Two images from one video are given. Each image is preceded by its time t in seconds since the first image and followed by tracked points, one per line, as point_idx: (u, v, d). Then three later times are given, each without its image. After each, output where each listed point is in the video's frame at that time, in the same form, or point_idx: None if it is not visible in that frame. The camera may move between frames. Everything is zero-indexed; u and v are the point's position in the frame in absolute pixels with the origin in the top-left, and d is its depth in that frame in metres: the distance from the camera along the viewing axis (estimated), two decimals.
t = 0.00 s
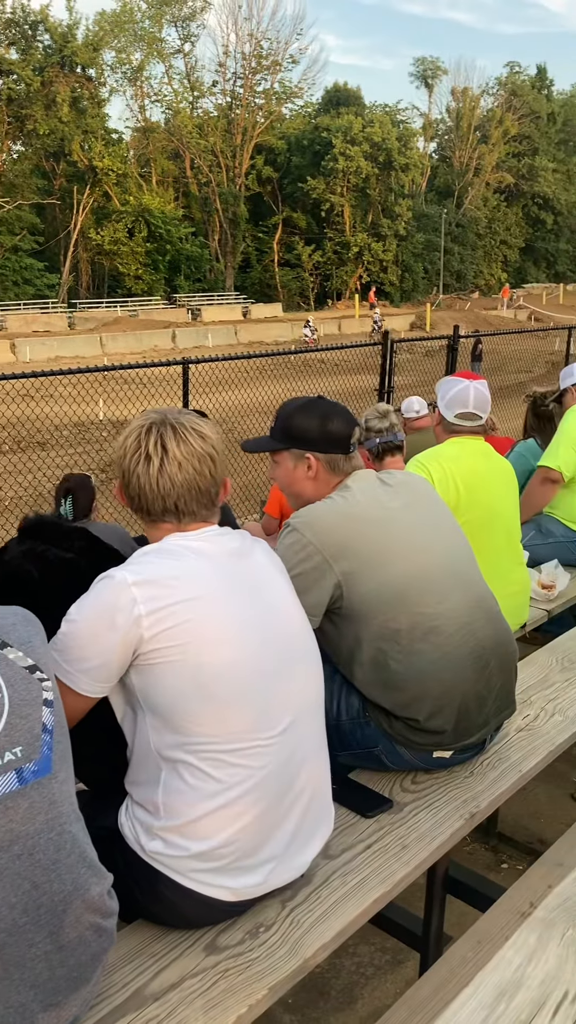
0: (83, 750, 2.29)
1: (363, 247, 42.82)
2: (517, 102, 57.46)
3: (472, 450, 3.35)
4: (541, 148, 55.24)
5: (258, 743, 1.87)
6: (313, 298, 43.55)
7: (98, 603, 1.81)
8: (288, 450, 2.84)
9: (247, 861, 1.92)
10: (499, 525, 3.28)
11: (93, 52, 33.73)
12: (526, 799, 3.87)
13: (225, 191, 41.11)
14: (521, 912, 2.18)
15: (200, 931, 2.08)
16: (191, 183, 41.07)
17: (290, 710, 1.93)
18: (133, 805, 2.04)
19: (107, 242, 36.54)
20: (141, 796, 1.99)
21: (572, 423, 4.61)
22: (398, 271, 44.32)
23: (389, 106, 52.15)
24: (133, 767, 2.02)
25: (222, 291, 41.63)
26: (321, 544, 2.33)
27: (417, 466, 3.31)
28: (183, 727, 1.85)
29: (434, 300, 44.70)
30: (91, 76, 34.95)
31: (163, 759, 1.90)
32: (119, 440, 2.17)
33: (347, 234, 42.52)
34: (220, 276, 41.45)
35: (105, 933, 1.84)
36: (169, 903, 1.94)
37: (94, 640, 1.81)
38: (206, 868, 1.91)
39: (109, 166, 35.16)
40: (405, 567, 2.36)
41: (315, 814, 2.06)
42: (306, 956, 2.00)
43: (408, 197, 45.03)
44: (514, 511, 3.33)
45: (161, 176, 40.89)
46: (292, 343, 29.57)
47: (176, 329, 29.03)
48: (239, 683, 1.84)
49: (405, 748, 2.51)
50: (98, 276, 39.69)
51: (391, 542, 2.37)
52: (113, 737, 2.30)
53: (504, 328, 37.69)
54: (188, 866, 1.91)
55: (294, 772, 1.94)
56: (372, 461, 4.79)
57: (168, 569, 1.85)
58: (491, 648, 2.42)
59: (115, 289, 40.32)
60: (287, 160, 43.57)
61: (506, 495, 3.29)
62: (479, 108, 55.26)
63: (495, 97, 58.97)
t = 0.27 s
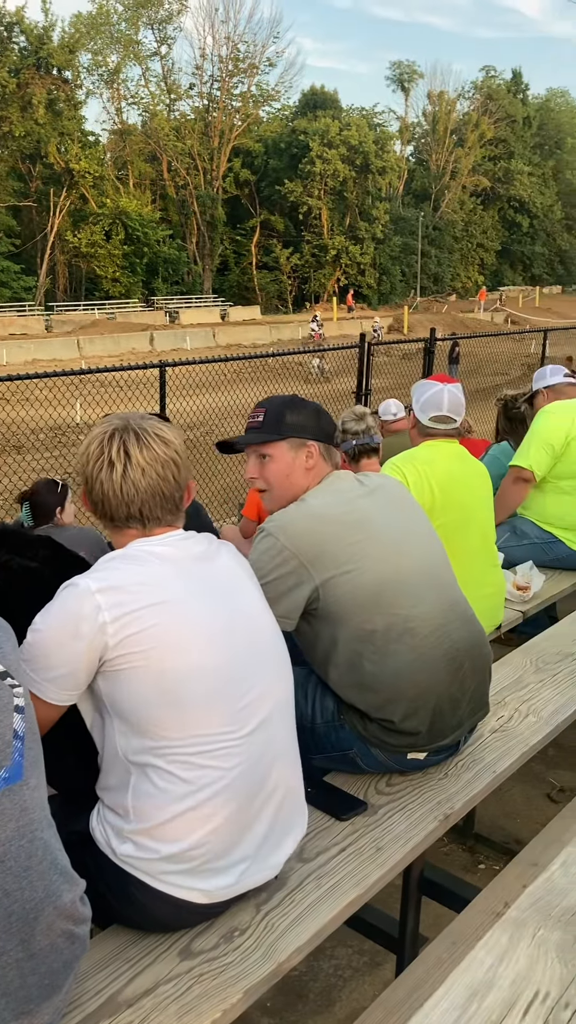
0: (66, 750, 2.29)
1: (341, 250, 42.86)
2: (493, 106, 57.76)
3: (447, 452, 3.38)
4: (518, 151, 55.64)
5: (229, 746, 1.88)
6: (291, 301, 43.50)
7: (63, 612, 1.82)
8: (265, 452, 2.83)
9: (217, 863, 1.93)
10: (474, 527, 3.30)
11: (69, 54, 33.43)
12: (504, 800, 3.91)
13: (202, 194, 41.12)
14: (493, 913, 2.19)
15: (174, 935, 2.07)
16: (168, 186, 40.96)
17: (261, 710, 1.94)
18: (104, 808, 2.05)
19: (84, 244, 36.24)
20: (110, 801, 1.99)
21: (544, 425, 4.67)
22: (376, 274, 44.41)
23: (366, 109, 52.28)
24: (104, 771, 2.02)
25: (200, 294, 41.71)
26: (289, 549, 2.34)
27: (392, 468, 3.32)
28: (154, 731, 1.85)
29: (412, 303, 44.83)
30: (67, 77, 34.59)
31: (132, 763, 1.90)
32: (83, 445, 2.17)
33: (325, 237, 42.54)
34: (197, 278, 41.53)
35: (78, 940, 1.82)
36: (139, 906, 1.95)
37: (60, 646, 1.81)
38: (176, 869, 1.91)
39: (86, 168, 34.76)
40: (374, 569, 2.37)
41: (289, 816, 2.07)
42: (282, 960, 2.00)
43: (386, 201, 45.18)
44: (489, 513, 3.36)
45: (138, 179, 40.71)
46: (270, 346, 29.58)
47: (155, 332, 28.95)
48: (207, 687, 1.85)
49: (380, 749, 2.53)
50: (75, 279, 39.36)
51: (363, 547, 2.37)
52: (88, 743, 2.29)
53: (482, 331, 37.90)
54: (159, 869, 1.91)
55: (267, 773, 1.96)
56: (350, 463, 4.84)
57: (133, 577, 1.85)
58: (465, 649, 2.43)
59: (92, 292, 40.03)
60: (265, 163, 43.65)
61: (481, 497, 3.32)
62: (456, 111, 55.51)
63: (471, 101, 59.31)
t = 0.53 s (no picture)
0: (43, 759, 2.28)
1: (323, 252, 42.89)
2: (474, 109, 57.98)
3: (426, 455, 3.40)
4: (500, 154, 55.86)
5: (201, 751, 1.89)
6: (273, 304, 43.66)
7: (32, 620, 1.81)
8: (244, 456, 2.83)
9: (191, 868, 1.93)
10: (454, 529, 3.31)
11: (50, 56, 33.29)
12: (485, 802, 3.93)
13: (184, 196, 41.06)
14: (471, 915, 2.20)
15: (152, 941, 2.07)
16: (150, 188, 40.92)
17: (233, 713, 1.94)
18: (79, 816, 2.04)
19: (66, 247, 36.05)
20: (84, 807, 1.99)
21: (520, 426, 4.74)
22: (359, 277, 44.45)
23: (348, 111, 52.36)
24: (78, 777, 2.02)
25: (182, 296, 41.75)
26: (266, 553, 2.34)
27: (373, 473, 3.34)
28: (125, 737, 1.85)
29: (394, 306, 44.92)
30: (48, 79, 34.35)
31: (105, 769, 1.90)
32: (53, 451, 2.17)
33: (307, 239, 42.58)
34: (180, 281, 41.68)
35: (55, 947, 1.81)
36: (114, 912, 1.95)
37: (29, 654, 1.80)
38: (150, 874, 1.91)
39: (67, 170, 34.61)
40: (350, 573, 2.37)
41: (264, 818, 2.07)
42: (259, 965, 2.00)
43: (368, 203, 45.25)
44: (469, 516, 3.37)
45: (120, 181, 40.63)
46: (252, 349, 29.59)
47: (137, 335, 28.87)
48: (178, 691, 1.85)
49: (358, 752, 2.54)
50: (57, 282, 39.24)
51: (338, 551, 2.37)
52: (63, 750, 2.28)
53: (464, 334, 38.04)
54: (132, 875, 1.92)
55: (239, 776, 1.96)
56: (332, 465, 4.90)
57: (102, 583, 1.84)
58: (441, 653, 2.44)
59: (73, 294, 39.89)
60: (247, 165, 43.74)
61: (460, 501, 3.33)
62: (438, 114, 55.69)
63: (453, 104, 59.52)
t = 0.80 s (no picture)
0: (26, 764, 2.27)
1: (310, 255, 42.89)
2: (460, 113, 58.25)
3: (412, 458, 3.42)
4: (486, 158, 56.12)
5: (185, 754, 1.89)
6: (260, 306, 43.75)
7: (14, 625, 1.81)
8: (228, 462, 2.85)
9: (174, 871, 1.93)
10: (439, 531, 3.32)
11: (36, 58, 33.24)
12: (471, 804, 3.95)
13: (171, 199, 41.07)
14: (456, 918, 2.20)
15: (138, 946, 2.07)
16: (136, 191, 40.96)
17: (217, 716, 1.95)
18: (62, 821, 2.05)
19: (52, 249, 35.94)
20: (67, 812, 1.99)
21: (503, 428, 4.79)
22: (345, 280, 44.41)
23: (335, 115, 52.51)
24: (61, 781, 2.01)
25: (169, 299, 41.77)
26: (247, 557, 2.34)
27: (359, 475, 3.35)
28: (107, 741, 1.85)
29: (381, 309, 45.00)
30: (34, 81, 34.14)
31: (89, 773, 1.89)
32: (34, 453, 2.17)
33: (294, 242, 42.55)
34: (166, 283, 41.65)
35: (40, 952, 1.79)
36: (97, 916, 1.95)
37: (11, 658, 1.80)
38: (133, 878, 1.91)
39: (54, 172, 34.57)
40: (332, 576, 2.38)
41: (248, 822, 2.08)
42: (245, 969, 1.99)
43: (354, 206, 45.35)
44: (454, 519, 3.39)
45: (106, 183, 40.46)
46: (239, 352, 29.61)
47: (123, 337, 28.83)
48: (162, 695, 1.85)
49: (343, 755, 2.55)
50: (43, 283, 39.23)
51: (319, 555, 2.38)
52: (45, 755, 2.27)
53: (450, 337, 38.13)
54: (116, 878, 1.91)
55: (223, 781, 1.97)
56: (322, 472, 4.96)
57: (83, 587, 1.85)
58: (424, 655, 2.45)
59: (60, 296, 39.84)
60: (234, 168, 43.85)
61: (445, 503, 3.35)
62: (423, 118, 55.91)
63: (439, 108, 59.80)
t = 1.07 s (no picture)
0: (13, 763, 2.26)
1: (300, 257, 43.04)
2: (449, 117, 58.50)
3: (401, 459, 3.42)
4: (474, 161, 56.36)
5: (174, 756, 1.89)
6: (249, 308, 43.87)
7: None
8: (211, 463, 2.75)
9: (163, 872, 1.93)
10: (427, 533, 3.33)
11: (25, 59, 33.28)
12: (460, 805, 3.96)
13: (160, 200, 41.11)
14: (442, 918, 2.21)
15: (126, 948, 2.06)
16: (126, 193, 41.10)
17: (205, 718, 1.94)
18: (49, 824, 2.04)
19: (41, 250, 35.87)
20: (54, 814, 1.98)
21: (493, 430, 4.82)
22: (335, 282, 44.55)
23: (324, 118, 52.64)
24: (49, 784, 2.01)
25: (158, 300, 41.79)
26: (233, 559, 2.34)
27: (348, 477, 3.35)
28: (96, 743, 1.84)
29: (370, 311, 45.14)
30: (24, 82, 34.23)
31: (76, 776, 1.89)
32: (20, 454, 2.17)
33: (283, 244, 42.68)
34: (156, 285, 41.67)
35: (26, 955, 1.78)
36: (85, 918, 1.95)
37: None
38: (122, 882, 1.91)
39: (42, 173, 34.55)
40: (319, 577, 2.38)
41: (237, 824, 2.08)
42: (234, 970, 1.99)
43: (344, 209, 45.48)
44: (442, 520, 3.40)
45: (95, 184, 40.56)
46: (229, 353, 29.64)
47: (112, 339, 28.80)
48: (150, 696, 1.85)
49: (332, 756, 2.55)
50: (32, 285, 39.16)
51: (307, 555, 2.38)
52: (32, 755, 2.26)
53: (439, 339, 38.30)
54: (105, 880, 1.91)
55: (212, 782, 1.97)
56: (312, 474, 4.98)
57: (69, 589, 1.84)
58: (412, 655, 2.46)
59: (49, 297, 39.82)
60: (223, 170, 43.98)
61: (434, 504, 3.36)
62: (413, 121, 56.11)
63: (428, 111, 60.01)
